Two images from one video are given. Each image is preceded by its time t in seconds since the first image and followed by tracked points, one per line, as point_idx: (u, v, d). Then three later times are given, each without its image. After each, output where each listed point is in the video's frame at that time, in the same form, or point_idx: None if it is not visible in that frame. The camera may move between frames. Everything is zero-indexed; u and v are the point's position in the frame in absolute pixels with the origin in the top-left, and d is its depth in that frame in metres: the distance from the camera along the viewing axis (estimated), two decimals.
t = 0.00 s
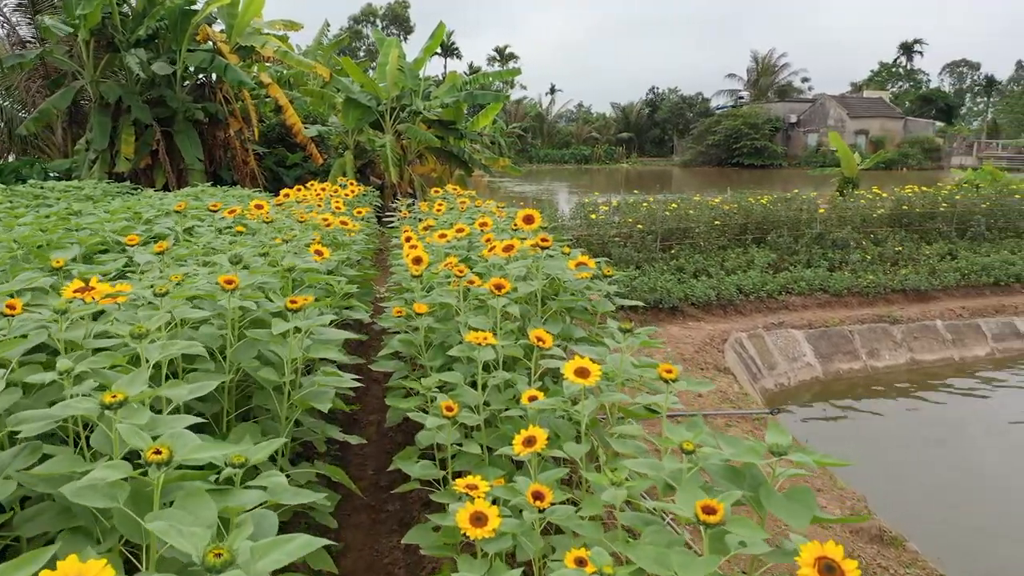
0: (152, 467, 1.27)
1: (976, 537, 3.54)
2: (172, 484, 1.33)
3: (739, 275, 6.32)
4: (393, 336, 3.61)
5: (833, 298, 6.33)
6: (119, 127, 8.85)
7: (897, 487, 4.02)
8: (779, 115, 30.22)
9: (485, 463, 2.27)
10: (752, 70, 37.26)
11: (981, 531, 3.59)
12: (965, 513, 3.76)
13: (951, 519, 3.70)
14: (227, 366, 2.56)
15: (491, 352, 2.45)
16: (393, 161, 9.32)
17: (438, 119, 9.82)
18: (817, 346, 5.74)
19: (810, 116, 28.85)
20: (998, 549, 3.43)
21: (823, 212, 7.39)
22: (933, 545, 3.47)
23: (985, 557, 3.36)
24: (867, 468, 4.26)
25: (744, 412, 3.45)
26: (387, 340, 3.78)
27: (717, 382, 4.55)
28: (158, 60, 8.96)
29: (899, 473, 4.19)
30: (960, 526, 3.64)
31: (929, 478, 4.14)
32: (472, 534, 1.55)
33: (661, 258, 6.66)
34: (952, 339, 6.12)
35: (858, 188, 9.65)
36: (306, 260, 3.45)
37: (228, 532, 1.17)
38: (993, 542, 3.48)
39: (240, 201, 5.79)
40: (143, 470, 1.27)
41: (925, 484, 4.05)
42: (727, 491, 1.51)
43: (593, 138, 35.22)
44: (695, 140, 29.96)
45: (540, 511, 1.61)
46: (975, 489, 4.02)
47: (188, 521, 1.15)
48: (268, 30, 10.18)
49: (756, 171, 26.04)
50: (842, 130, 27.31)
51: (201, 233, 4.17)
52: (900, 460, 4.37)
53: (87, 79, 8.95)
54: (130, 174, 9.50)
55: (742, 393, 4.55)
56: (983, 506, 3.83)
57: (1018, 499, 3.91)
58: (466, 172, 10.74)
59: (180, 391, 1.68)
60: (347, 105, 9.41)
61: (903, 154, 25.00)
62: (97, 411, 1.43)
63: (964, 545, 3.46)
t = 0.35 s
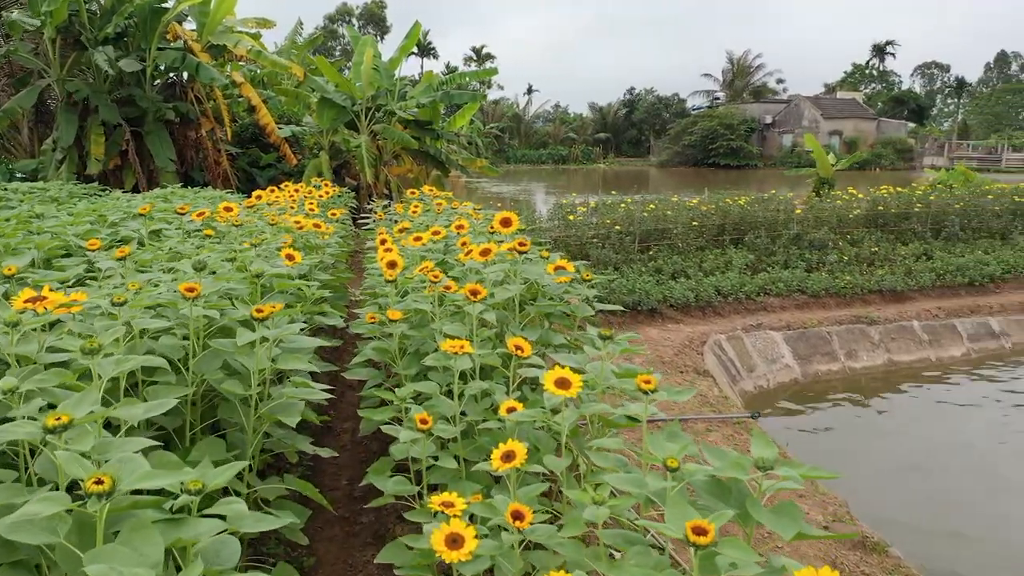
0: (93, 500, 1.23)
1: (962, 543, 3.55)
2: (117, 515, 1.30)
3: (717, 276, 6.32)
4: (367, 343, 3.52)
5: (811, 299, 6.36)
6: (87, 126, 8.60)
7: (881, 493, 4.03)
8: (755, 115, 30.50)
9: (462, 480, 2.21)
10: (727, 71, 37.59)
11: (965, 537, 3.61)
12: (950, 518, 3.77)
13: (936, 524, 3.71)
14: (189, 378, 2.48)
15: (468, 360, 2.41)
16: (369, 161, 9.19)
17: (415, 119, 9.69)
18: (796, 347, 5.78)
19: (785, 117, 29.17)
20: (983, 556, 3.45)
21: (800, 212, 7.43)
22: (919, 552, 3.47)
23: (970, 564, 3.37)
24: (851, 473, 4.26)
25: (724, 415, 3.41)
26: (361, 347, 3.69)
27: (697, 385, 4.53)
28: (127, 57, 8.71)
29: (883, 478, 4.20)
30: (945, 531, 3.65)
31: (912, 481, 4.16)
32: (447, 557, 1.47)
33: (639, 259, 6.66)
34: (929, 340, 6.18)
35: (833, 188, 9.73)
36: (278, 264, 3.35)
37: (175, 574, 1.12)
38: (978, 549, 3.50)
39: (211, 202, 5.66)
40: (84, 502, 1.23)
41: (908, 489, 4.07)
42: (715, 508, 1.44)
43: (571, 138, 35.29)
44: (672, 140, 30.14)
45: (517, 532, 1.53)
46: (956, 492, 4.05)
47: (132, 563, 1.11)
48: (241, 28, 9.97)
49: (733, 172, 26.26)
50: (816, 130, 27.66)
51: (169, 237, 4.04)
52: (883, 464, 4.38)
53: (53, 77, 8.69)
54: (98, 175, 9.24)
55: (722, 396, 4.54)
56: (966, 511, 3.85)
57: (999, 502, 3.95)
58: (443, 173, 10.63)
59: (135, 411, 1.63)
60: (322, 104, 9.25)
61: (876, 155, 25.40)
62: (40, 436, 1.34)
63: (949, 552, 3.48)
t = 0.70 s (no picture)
0: (27, 538, 1.14)
1: (948, 548, 3.55)
2: (58, 550, 1.22)
3: (688, 278, 6.34)
4: (336, 350, 3.43)
5: (782, 300, 6.42)
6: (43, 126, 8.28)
7: (865, 498, 4.00)
8: (722, 115, 30.87)
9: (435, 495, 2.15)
10: (695, 72, 38.05)
11: (950, 542, 3.61)
12: (934, 522, 3.77)
13: (921, 529, 3.70)
14: (145, 395, 2.37)
15: (438, 369, 2.36)
16: (336, 162, 9.01)
17: (384, 120, 9.53)
18: (767, 348, 5.83)
19: (752, 118, 29.58)
20: (970, 561, 3.45)
21: (769, 213, 7.49)
22: (910, 560, 3.44)
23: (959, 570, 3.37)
24: (832, 477, 4.23)
25: (699, 419, 3.40)
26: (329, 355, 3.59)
27: (669, 388, 4.51)
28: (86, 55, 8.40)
29: (864, 481, 4.18)
30: (930, 536, 3.64)
31: (892, 484, 4.16)
32: None
33: (610, 261, 6.66)
34: (897, 340, 6.28)
35: (801, 189, 9.85)
36: (240, 272, 3.24)
37: None
38: (965, 554, 3.50)
39: (173, 205, 5.47)
40: (18, 541, 1.13)
41: (890, 492, 4.06)
42: (698, 526, 1.39)
43: (540, 138, 35.36)
44: (641, 140, 30.38)
45: (493, 556, 1.46)
46: (935, 494, 4.06)
47: None
48: (205, 26, 9.69)
49: (701, 172, 26.57)
50: (782, 131, 28.11)
51: (127, 242, 3.88)
52: (862, 466, 4.37)
53: (9, 76, 8.37)
54: (55, 176, 8.91)
55: (695, 399, 4.52)
56: (947, 514, 3.86)
57: (976, 503, 3.99)
58: (412, 173, 10.49)
59: (79, 434, 1.56)
60: (288, 104, 9.03)
61: (841, 155, 25.94)
62: None
63: (938, 559, 3.46)
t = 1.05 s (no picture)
0: None
1: (925, 549, 3.59)
2: None
3: (655, 278, 6.36)
4: (298, 357, 3.32)
5: (747, 299, 6.49)
6: None
7: (841, 502, 4.02)
8: (686, 116, 31.26)
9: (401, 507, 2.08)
10: (658, 73, 38.46)
11: (927, 543, 3.65)
12: (908, 523, 3.81)
13: (897, 532, 3.73)
14: (95, 407, 2.25)
15: (404, 376, 2.30)
16: (299, 163, 8.83)
17: (348, 119, 9.35)
18: (733, 348, 5.89)
19: (715, 119, 30.02)
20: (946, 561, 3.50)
21: (733, 212, 7.57)
22: (890, 564, 3.46)
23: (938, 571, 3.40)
24: (806, 482, 4.23)
25: (670, 421, 3.39)
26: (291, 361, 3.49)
27: (637, 389, 4.50)
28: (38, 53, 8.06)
29: (837, 485, 4.20)
30: (907, 539, 3.67)
31: (865, 486, 4.19)
32: None
33: (577, 262, 6.65)
34: (859, 338, 6.40)
35: (764, 189, 9.99)
36: (197, 277, 3.11)
37: None
38: (941, 554, 3.54)
39: (127, 206, 5.27)
40: None
41: (863, 494, 4.09)
42: (670, 535, 1.35)
43: (505, 139, 35.34)
44: (606, 141, 30.60)
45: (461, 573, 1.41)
46: (909, 494, 4.13)
47: None
48: (161, 23, 9.39)
49: (666, 172, 26.90)
50: (745, 132, 28.59)
51: (77, 246, 3.71)
52: (834, 469, 4.40)
53: None
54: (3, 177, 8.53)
55: (663, 399, 4.52)
56: (920, 514, 3.91)
57: (944, 501, 4.07)
58: (377, 174, 10.34)
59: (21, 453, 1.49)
60: (248, 103, 8.76)
61: (802, 155, 26.51)
62: None
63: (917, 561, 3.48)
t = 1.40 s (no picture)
0: None
1: (897, 550, 3.62)
2: None
3: (620, 279, 6.38)
4: (256, 364, 3.21)
5: (710, 299, 6.55)
6: None
7: (810, 505, 4.03)
8: (648, 116, 31.61)
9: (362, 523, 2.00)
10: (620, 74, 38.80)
11: (895, 543, 3.69)
12: (876, 524, 3.86)
13: (868, 535, 3.76)
14: (37, 423, 2.12)
15: (366, 386, 2.22)
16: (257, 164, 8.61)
17: (307, 120, 9.11)
18: (697, 348, 5.93)
19: (676, 119, 30.41)
20: (918, 563, 3.54)
21: (696, 213, 7.64)
22: (866, 569, 3.48)
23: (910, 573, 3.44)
24: (781, 486, 4.24)
25: (637, 424, 3.37)
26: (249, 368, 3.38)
27: (603, 391, 4.49)
28: None
29: (806, 487, 4.23)
30: (879, 541, 3.70)
31: (833, 488, 4.23)
32: None
33: (540, 263, 6.63)
34: (820, 337, 6.51)
35: (725, 189, 10.12)
36: (149, 283, 2.98)
37: None
38: (911, 554, 3.59)
39: (74, 208, 5.06)
40: None
41: (838, 497, 4.13)
42: (641, 548, 1.31)
43: (468, 139, 35.22)
44: (569, 141, 30.77)
45: None
46: (878, 492, 4.20)
47: None
48: (114, 19, 9.04)
49: (628, 172, 27.15)
50: (705, 132, 29.03)
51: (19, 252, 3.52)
52: (802, 470, 4.42)
53: None
54: None
55: (629, 401, 4.52)
56: (889, 514, 3.95)
57: (911, 499, 4.13)
58: (339, 175, 10.17)
59: None
60: (204, 102, 8.52)
61: (761, 156, 27.05)
62: None
63: (891, 564, 3.51)
